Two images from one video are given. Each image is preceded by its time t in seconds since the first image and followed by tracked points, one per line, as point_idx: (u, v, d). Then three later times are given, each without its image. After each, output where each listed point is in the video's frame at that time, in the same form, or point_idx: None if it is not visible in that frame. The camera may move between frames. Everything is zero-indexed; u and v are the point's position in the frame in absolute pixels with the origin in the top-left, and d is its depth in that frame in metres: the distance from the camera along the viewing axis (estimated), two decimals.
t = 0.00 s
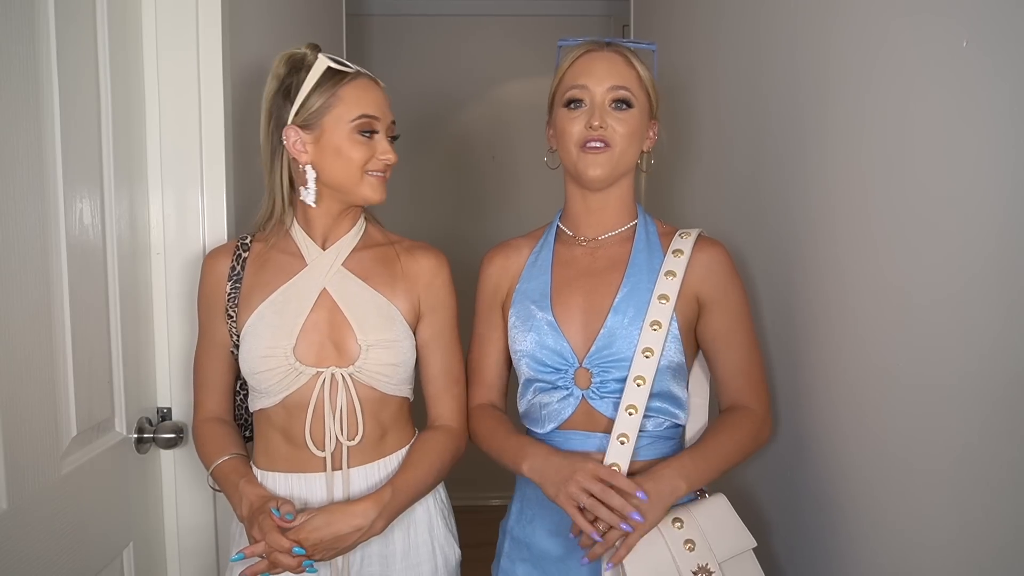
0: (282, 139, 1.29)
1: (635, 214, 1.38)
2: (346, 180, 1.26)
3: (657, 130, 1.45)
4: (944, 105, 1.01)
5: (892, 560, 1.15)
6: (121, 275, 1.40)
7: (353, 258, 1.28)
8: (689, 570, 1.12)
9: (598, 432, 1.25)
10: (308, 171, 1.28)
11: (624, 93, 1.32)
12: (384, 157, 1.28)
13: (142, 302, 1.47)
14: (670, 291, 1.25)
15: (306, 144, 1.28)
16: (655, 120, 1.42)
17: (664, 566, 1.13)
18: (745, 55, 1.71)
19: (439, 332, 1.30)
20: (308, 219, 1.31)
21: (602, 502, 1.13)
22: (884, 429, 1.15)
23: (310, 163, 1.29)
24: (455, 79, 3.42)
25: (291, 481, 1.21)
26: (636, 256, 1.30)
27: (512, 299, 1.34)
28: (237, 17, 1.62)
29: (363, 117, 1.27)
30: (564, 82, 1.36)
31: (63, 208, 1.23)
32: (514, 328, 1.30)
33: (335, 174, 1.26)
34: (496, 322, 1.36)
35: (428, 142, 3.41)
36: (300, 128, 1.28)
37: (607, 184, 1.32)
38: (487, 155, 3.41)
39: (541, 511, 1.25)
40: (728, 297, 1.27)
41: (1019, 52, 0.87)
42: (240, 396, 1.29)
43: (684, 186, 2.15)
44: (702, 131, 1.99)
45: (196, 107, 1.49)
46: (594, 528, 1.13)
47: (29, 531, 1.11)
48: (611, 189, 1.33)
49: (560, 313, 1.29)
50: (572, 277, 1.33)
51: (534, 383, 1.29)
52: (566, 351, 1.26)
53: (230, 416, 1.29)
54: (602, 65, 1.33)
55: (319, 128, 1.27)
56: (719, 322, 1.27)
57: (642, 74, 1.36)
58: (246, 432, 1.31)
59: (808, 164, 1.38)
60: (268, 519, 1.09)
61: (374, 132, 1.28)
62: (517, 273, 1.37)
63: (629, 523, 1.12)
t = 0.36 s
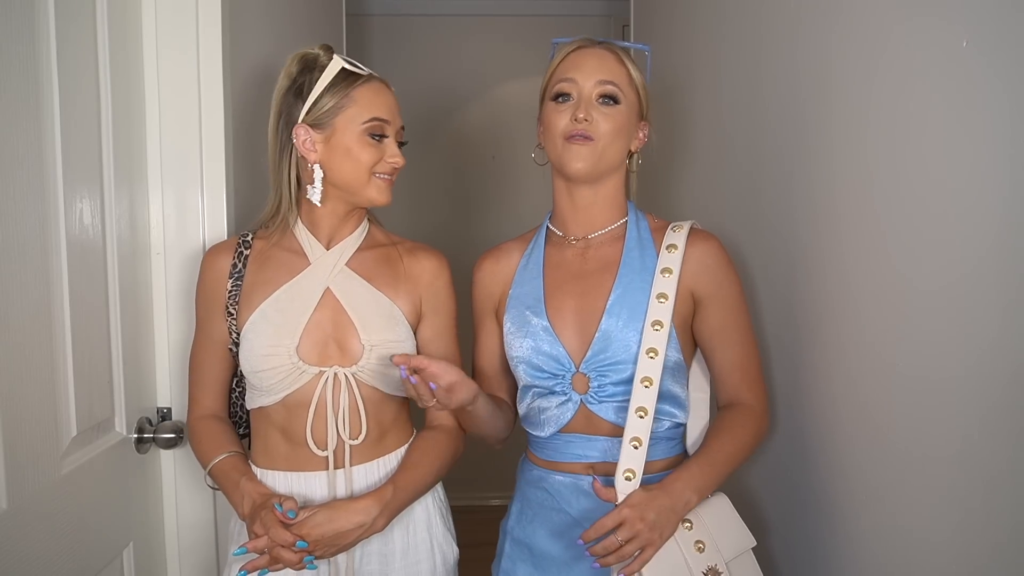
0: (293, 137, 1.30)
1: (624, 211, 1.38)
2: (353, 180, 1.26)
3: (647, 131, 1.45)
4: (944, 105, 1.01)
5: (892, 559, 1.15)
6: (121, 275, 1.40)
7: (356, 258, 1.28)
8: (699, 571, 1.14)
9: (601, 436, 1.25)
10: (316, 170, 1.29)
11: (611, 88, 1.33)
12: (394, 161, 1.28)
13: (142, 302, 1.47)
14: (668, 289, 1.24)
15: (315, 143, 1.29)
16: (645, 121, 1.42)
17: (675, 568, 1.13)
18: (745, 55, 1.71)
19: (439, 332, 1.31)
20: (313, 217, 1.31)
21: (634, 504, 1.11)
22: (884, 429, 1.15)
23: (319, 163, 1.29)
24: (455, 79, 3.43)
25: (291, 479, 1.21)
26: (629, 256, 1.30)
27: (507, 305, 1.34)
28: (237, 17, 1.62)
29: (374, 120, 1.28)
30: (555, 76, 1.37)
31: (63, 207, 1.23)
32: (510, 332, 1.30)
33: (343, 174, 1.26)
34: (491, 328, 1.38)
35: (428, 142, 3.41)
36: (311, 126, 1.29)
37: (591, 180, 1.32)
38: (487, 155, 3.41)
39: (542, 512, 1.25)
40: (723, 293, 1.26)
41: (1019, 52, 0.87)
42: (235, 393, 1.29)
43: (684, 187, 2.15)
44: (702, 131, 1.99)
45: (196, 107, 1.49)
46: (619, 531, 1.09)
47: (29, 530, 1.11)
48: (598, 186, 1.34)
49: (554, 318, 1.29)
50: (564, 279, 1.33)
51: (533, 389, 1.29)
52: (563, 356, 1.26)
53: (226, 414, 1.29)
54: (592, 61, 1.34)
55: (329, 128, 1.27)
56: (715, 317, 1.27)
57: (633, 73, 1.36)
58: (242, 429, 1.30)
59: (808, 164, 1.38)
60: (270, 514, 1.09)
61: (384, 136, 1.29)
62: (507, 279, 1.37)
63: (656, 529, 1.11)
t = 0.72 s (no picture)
0: (273, 139, 1.33)
1: (637, 211, 1.39)
2: (329, 179, 1.26)
3: (656, 121, 1.44)
4: (944, 105, 1.00)
5: (890, 560, 1.15)
6: (121, 275, 1.40)
7: (356, 259, 1.28)
8: (706, 566, 1.14)
9: (612, 436, 1.26)
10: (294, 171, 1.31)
11: (613, 84, 1.32)
12: (367, 154, 1.26)
13: (142, 302, 1.47)
14: (682, 291, 1.26)
15: (294, 143, 1.31)
16: (653, 111, 1.42)
17: (684, 566, 1.13)
18: (745, 55, 1.71)
19: (441, 333, 1.31)
20: (308, 221, 1.31)
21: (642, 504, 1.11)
22: (883, 429, 1.15)
23: (299, 163, 1.31)
24: (456, 79, 3.42)
25: (290, 481, 1.21)
26: (644, 256, 1.31)
27: (515, 299, 1.33)
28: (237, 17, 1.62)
29: (342, 115, 1.27)
30: (556, 77, 1.37)
31: (63, 207, 1.23)
32: (520, 329, 1.30)
33: (319, 173, 1.27)
34: (496, 325, 1.37)
35: (428, 142, 3.41)
36: (289, 127, 1.31)
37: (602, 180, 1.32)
38: (487, 155, 3.41)
39: (545, 513, 1.24)
40: (729, 295, 1.28)
41: (1019, 52, 0.87)
42: (237, 394, 1.29)
43: (684, 187, 2.15)
44: (702, 131, 1.99)
45: (196, 107, 1.49)
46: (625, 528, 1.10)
47: (29, 530, 1.11)
48: (610, 184, 1.33)
49: (569, 315, 1.29)
50: (580, 277, 1.32)
51: (541, 386, 1.28)
52: (577, 353, 1.26)
53: (227, 414, 1.28)
54: (590, 59, 1.34)
55: (303, 127, 1.28)
56: (722, 319, 1.28)
57: (633, 67, 1.36)
58: (243, 429, 1.30)
59: (808, 165, 1.38)
60: (266, 518, 1.09)
61: (358, 130, 1.27)
62: (515, 276, 1.35)
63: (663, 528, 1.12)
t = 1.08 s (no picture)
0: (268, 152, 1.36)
1: (648, 213, 1.40)
2: (301, 183, 1.26)
3: (667, 121, 1.44)
4: (944, 106, 1.01)
5: (889, 560, 1.16)
6: (121, 275, 1.39)
7: (364, 261, 1.29)
8: (714, 565, 1.15)
9: (620, 434, 1.26)
10: (279, 177, 1.32)
11: (622, 95, 1.32)
12: (326, 150, 1.24)
13: (142, 302, 1.47)
14: (692, 292, 1.27)
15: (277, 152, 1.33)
16: (664, 112, 1.41)
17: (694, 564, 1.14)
18: (745, 56, 1.71)
19: (450, 335, 1.31)
20: (309, 222, 1.31)
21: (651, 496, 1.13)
22: (883, 430, 1.16)
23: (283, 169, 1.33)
24: (455, 79, 3.42)
25: (295, 483, 1.21)
26: (656, 256, 1.31)
27: (527, 295, 1.33)
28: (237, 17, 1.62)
29: (299, 115, 1.26)
30: (565, 86, 1.36)
31: (63, 208, 1.22)
32: (532, 324, 1.30)
33: (294, 178, 1.28)
34: (505, 321, 1.36)
35: (427, 141, 3.41)
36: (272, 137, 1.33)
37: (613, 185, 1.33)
38: (487, 155, 3.40)
39: (553, 512, 1.24)
40: (738, 299, 1.30)
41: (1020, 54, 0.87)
42: (241, 393, 1.29)
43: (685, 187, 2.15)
44: (703, 132, 1.99)
45: (196, 107, 1.49)
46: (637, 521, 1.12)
47: (29, 530, 1.11)
48: (622, 188, 1.34)
49: (581, 311, 1.29)
50: (592, 274, 1.33)
51: (552, 381, 1.28)
52: (587, 349, 1.27)
53: (231, 413, 1.28)
54: (599, 68, 1.33)
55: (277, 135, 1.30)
56: (729, 324, 1.30)
57: (641, 72, 1.35)
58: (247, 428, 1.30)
59: (808, 166, 1.38)
60: (270, 524, 1.09)
61: (316, 126, 1.26)
62: (528, 272, 1.36)
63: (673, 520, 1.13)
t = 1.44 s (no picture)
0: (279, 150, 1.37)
1: (648, 215, 1.40)
2: (308, 185, 1.27)
3: (666, 130, 1.45)
4: (943, 109, 1.02)
5: (890, 558, 1.17)
6: (121, 275, 1.39)
7: (372, 261, 1.29)
8: (711, 565, 1.15)
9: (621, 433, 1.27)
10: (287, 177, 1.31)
11: (627, 104, 1.33)
12: (333, 154, 1.25)
13: (142, 302, 1.47)
14: (691, 292, 1.27)
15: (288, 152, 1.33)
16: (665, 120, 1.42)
17: (687, 564, 1.14)
18: (745, 58, 1.72)
19: (455, 336, 1.32)
20: (318, 221, 1.31)
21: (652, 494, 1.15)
22: (884, 429, 1.17)
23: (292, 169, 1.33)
24: (451, 79, 3.42)
25: (306, 482, 1.21)
26: (655, 256, 1.32)
27: (529, 296, 1.34)
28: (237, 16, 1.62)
29: (307, 117, 1.27)
30: (568, 92, 1.36)
31: (63, 207, 1.22)
32: (532, 325, 1.31)
33: (302, 180, 1.29)
34: (511, 323, 1.38)
35: (423, 141, 3.41)
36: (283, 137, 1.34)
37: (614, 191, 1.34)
38: (484, 154, 3.41)
39: (555, 511, 1.25)
40: (738, 300, 1.30)
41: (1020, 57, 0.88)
42: (246, 393, 1.29)
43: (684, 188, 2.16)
44: (703, 132, 2.00)
45: (196, 107, 1.49)
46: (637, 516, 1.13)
47: (29, 531, 1.11)
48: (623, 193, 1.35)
49: (579, 311, 1.30)
50: (591, 275, 1.34)
51: (552, 381, 1.29)
52: (585, 348, 1.27)
53: (235, 414, 1.28)
54: (605, 75, 1.33)
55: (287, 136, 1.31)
56: (732, 323, 1.30)
57: (646, 80, 1.36)
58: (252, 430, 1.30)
59: (808, 167, 1.39)
60: (285, 521, 1.08)
61: (324, 130, 1.26)
62: (530, 273, 1.37)
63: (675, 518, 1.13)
